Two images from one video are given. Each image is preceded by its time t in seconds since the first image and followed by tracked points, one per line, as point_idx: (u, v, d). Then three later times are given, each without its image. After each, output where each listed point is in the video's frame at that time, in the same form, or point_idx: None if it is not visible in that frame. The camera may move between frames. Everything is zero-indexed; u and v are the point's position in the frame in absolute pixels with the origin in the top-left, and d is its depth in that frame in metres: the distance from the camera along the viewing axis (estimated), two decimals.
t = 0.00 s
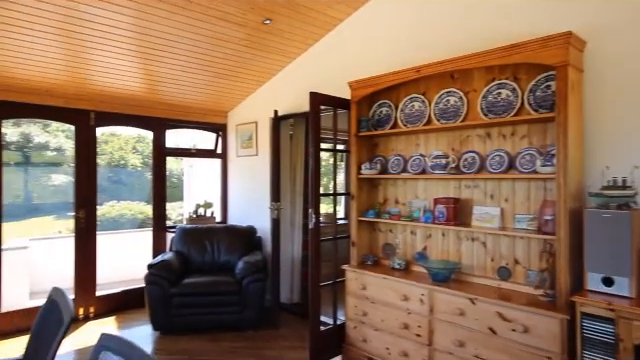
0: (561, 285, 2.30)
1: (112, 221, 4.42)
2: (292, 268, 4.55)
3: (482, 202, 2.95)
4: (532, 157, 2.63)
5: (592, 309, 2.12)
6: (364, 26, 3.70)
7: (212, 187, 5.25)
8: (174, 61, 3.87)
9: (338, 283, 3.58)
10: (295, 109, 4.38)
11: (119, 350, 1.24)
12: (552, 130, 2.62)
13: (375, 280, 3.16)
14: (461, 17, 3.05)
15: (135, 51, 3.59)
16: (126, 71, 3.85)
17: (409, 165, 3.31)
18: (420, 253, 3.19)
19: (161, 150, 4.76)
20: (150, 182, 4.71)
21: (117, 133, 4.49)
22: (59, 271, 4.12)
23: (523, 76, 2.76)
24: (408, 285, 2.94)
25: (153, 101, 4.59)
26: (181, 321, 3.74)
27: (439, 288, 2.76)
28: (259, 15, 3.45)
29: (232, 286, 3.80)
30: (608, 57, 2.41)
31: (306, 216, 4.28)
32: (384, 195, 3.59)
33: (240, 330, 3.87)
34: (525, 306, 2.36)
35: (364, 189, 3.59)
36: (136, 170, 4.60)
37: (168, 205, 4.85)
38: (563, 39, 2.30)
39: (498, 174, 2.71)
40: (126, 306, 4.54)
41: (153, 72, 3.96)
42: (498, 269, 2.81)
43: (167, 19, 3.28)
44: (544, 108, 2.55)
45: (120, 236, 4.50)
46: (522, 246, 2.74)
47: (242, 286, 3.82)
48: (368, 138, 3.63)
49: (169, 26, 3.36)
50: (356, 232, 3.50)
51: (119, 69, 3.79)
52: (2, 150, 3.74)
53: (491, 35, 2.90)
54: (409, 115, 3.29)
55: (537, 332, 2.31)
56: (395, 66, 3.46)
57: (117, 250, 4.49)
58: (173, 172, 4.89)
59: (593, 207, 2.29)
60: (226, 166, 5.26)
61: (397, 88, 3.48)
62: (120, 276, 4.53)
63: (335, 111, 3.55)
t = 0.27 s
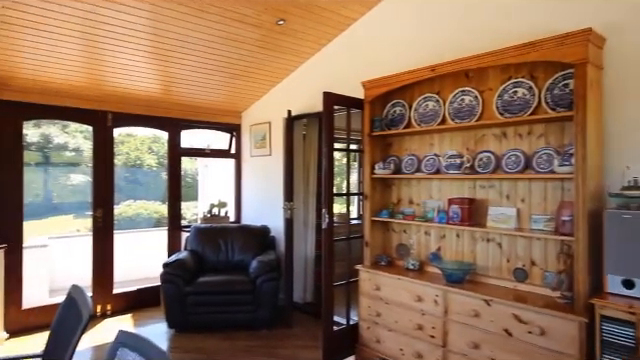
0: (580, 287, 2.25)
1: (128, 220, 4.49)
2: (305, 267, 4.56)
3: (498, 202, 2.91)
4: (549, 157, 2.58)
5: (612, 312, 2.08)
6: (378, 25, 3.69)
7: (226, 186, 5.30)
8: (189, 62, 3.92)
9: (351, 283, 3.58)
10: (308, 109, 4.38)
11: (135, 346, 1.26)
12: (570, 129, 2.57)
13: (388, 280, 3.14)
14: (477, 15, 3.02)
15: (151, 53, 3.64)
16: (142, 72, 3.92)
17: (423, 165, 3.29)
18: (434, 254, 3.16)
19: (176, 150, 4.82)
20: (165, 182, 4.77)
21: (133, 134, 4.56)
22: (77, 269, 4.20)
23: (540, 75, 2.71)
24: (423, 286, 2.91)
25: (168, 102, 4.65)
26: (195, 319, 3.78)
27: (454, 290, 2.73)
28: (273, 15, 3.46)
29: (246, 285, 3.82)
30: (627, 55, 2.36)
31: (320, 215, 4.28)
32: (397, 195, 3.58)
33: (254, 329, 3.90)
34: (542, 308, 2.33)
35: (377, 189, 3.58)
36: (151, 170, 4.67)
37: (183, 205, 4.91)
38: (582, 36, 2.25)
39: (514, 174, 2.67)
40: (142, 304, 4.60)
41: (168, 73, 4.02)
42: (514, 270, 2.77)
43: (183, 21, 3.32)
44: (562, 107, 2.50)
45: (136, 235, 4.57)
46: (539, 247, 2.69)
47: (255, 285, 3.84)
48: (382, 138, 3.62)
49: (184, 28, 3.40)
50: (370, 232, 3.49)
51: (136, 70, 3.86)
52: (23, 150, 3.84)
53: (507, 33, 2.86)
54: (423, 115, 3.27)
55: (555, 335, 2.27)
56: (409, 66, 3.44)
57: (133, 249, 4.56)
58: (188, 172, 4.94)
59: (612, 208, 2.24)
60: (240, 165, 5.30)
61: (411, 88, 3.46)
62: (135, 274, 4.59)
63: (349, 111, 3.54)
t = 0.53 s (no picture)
0: (600, 290, 2.20)
1: (145, 220, 4.56)
2: (319, 267, 4.56)
3: (515, 202, 2.87)
4: (568, 156, 2.53)
5: (633, 315, 2.04)
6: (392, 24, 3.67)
7: (241, 186, 5.34)
8: (204, 63, 3.96)
9: (365, 283, 3.57)
10: (322, 109, 4.39)
11: (153, 344, 1.27)
12: (589, 128, 2.52)
13: (403, 281, 3.13)
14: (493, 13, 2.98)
15: (167, 54, 3.69)
16: (159, 74, 3.97)
17: (438, 164, 3.26)
18: (449, 254, 3.14)
19: (191, 150, 4.88)
20: (181, 182, 4.83)
21: (149, 134, 4.63)
22: (96, 267, 4.29)
23: (558, 73, 2.67)
24: (438, 287, 2.89)
25: (184, 103, 4.71)
26: (210, 318, 3.82)
27: (469, 291, 2.70)
28: (287, 16, 3.48)
29: (260, 284, 3.85)
30: None
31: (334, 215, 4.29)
32: (412, 195, 3.55)
33: (268, 328, 3.92)
34: (560, 310, 2.28)
35: (392, 189, 3.56)
36: (167, 169, 4.73)
37: (198, 204, 4.96)
38: (602, 33, 2.20)
39: (531, 173, 2.62)
40: (158, 302, 4.67)
41: (183, 74, 4.07)
42: (531, 272, 2.73)
43: (197, 22, 3.36)
44: (581, 106, 2.45)
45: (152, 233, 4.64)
46: (557, 248, 2.65)
47: (269, 285, 3.86)
48: (396, 138, 3.60)
49: (199, 29, 3.44)
50: (384, 232, 3.48)
51: (152, 71, 3.92)
52: (44, 151, 3.94)
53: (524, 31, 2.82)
54: (438, 114, 3.24)
55: (574, 338, 2.23)
56: (424, 65, 3.41)
57: (150, 247, 4.63)
58: (203, 172, 5.00)
59: (634, 209, 2.19)
60: (254, 165, 5.33)
61: (425, 87, 3.43)
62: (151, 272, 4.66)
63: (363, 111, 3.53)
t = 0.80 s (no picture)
0: (622, 292, 2.15)
1: (162, 219, 4.64)
2: (333, 267, 4.56)
3: (533, 203, 2.82)
4: (588, 156, 2.47)
5: None
6: (407, 23, 3.65)
7: (256, 186, 5.37)
8: (219, 63, 4.00)
9: (380, 283, 3.56)
10: (337, 109, 4.39)
11: (171, 341, 1.29)
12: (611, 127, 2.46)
13: (418, 281, 3.11)
14: (510, 10, 2.93)
15: (183, 56, 3.74)
16: (175, 75, 4.03)
17: (454, 164, 3.23)
18: (465, 255, 3.10)
19: (207, 150, 4.93)
20: (197, 181, 4.89)
21: (166, 134, 4.70)
22: (115, 265, 4.37)
23: (578, 71, 2.61)
24: (454, 288, 2.86)
25: (200, 104, 4.77)
26: (226, 316, 3.86)
27: (485, 292, 2.67)
28: (302, 16, 3.49)
29: (274, 283, 3.87)
30: None
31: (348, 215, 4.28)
32: (427, 195, 3.52)
33: (282, 327, 3.94)
34: (580, 313, 2.24)
35: (407, 189, 3.54)
36: (183, 169, 4.79)
37: (214, 204, 5.02)
38: (624, 29, 2.15)
39: (550, 173, 2.57)
40: (175, 300, 4.74)
41: (199, 74, 4.11)
42: (550, 274, 2.68)
43: (213, 24, 3.39)
44: (602, 104, 2.39)
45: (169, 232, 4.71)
46: (577, 250, 2.59)
47: (284, 284, 3.88)
48: (411, 137, 3.58)
49: (214, 30, 3.47)
50: (399, 232, 3.46)
51: (169, 73, 3.97)
52: (64, 151, 4.03)
53: (543, 28, 2.76)
54: (454, 114, 3.20)
55: (594, 342, 2.18)
56: (439, 64, 3.38)
57: (166, 246, 4.70)
58: (218, 171, 5.05)
59: None
60: (269, 165, 5.36)
61: (441, 86, 3.40)
62: (168, 270, 4.74)
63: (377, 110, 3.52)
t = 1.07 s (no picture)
0: None
1: (178, 218, 4.70)
2: (347, 267, 4.56)
3: (551, 203, 2.77)
4: (609, 155, 2.42)
5: None
6: (422, 21, 3.62)
7: (270, 186, 5.40)
8: (234, 64, 4.03)
9: (395, 284, 3.55)
10: (351, 109, 4.38)
11: (189, 339, 1.30)
12: (633, 126, 2.40)
13: (432, 282, 3.08)
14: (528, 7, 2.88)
15: (198, 56, 3.79)
16: (191, 75, 4.08)
17: (469, 164, 3.19)
18: (481, 256, 3.06)
19: (222, 150, 4.98)
20: (212, 181, 4.94)
21: (181, 135, 4.76)
22: (132, 263, 4.45)
23: (598, 68, 2.56)
24: (469, 289, 2.83)
25: (215, 104, 4.81)
26: (240, 315, 3.89)
27: (502, 293, 2.63)
28: (316, 16, 3.49)
29: (289, 283, 3.88)
30: None
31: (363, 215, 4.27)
32: (442, 195, 3.49)
33: (296, 326, 3.95)
34: (599, 316, 2.19)
35: (421, 189, 3.51)
36: (198, 169, 4.85)
37: (228, 203, 5.07)
38: None
39: (569, 173, 2.52)
40: (190, 298, 4.79)
41: (214, 75, 4.16)
42: (569, 276, 2.63)
43: (227, 24, 3.41)
44: (623, 102, 2.34)
45: (185, 231, 4.78)
46: (596, 251, 2.54)
47: (298, 283, 3.89)
48: (426, 137, 3.55)
49: (228, 31, 3.50)
50: (413, 232, 3.44)
51: (185, 73, 4.02)
52: (83, 151, 4.12)
53: (562, 25, 2.70)
54: (469, 113, 3.17)
55: (614, 346, 2.12)
56: (455, 63, 3.35)
57: (182, 245, 4.76)
58: (233, 171, 5.09)
59: None
60: (283, 165, 5.38)
61: (457, 85, 3.37)
62: (185, 269, 4.81)
63: (392, 110, 3.51)
